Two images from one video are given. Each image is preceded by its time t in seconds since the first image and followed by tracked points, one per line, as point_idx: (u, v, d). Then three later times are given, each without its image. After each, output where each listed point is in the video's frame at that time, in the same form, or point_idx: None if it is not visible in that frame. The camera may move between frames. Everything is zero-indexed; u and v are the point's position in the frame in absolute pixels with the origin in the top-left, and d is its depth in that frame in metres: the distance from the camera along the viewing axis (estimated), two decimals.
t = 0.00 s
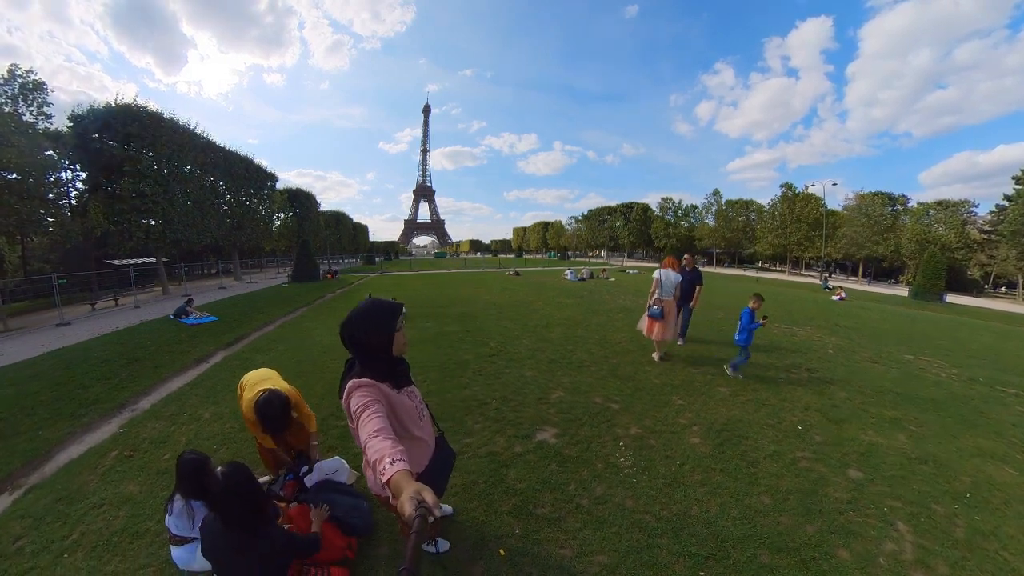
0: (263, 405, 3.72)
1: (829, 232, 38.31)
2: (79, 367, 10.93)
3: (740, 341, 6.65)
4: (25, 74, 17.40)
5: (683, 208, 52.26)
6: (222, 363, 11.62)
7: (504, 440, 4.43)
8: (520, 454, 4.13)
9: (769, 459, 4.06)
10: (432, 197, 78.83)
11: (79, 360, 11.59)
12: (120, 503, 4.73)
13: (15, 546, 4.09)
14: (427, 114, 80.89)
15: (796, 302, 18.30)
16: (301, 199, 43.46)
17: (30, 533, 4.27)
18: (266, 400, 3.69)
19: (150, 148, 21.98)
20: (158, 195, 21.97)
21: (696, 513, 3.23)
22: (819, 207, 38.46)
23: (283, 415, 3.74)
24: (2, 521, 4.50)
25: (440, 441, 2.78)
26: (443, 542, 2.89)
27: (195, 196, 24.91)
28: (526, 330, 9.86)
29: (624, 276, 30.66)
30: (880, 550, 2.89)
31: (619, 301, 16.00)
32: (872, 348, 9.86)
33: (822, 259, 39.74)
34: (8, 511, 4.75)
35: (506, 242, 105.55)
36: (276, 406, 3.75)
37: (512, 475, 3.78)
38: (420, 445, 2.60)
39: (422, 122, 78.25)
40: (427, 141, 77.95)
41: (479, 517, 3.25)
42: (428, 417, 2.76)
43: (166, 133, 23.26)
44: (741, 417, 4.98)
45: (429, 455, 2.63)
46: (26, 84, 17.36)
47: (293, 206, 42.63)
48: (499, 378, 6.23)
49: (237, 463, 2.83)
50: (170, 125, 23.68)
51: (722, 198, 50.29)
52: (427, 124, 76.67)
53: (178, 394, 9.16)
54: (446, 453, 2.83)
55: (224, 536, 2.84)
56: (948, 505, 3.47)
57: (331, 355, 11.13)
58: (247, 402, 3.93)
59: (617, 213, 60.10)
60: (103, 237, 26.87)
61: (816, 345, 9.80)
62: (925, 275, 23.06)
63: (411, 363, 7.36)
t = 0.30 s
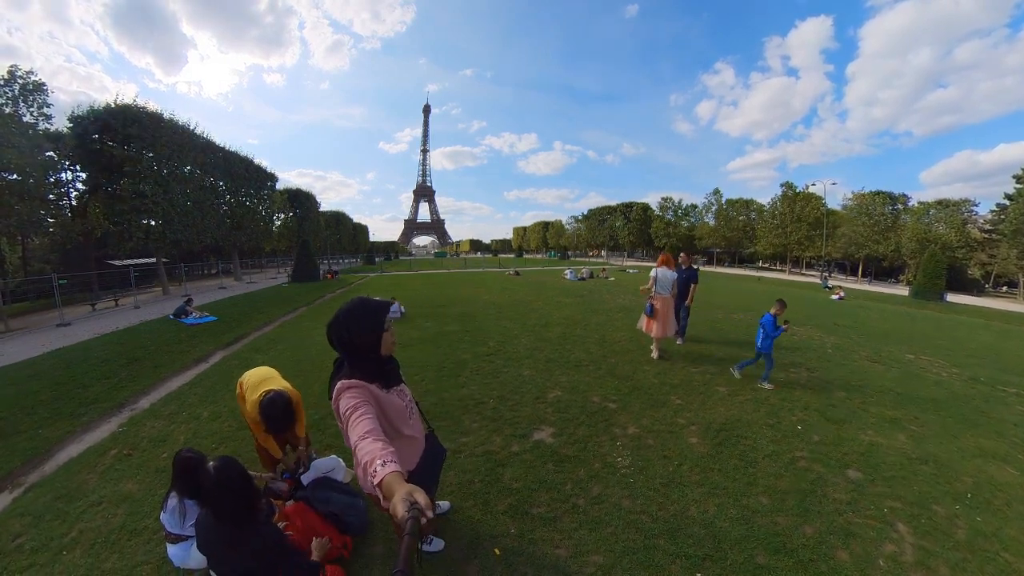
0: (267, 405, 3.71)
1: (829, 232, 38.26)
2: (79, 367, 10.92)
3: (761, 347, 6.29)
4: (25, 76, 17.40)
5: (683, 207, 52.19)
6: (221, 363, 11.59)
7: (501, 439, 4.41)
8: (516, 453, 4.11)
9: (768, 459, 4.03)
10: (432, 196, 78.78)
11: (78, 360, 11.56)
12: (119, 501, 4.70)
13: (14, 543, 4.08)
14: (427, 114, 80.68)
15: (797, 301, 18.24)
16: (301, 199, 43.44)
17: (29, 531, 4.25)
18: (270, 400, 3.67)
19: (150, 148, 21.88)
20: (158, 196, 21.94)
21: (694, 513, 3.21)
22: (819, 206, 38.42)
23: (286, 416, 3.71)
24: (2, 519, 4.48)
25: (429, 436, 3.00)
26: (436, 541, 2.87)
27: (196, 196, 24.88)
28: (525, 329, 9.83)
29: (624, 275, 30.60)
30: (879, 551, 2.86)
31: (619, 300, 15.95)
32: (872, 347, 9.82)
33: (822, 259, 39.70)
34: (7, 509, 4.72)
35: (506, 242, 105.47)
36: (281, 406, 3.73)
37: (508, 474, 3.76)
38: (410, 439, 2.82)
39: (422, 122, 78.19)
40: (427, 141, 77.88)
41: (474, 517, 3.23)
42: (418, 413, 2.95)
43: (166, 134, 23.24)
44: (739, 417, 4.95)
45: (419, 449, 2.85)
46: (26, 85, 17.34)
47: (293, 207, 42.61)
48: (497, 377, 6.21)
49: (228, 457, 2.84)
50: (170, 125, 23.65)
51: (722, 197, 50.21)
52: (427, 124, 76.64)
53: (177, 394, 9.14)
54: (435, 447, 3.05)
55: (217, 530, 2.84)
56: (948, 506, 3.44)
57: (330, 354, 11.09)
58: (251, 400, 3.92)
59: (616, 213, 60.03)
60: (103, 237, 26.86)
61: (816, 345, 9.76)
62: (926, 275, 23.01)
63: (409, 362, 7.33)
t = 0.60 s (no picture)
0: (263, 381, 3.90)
1: (829, 231, 38.22)
2: (78, 366, 10.88)
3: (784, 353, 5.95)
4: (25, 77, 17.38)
5: (683, 207, 52.14)
6: (221, 362, 11.57)
7: (497, 439, 4.37)
8: (513, 453, 4.07)
9: (767, 459, 3.98)
10: (432, 196, 78.72)
11: (76, 359, 11.51)
12: (116, 500, 4.66)
13: (12, 542, 4.05)
14: (427, 114, 80.55)
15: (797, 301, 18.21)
16: (300, 199, 43.38)
17: (27, 529, 4.22)
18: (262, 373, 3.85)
19: (150, 148, 21.85)
20: (158, 196, 21.89)
21: (691, 514, 3.16)
22: (819, 206, 38.39)
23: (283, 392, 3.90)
24: None
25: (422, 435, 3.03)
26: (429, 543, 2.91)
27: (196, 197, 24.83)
28: (523, 329, 9.78)
29: (624, 275, 30.52)
30: (880, 554, 2.81)
31: (618, 300, 15.91)
32: (872, 347, 9.79)
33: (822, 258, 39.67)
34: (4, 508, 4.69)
35: (506, 242, 105.41)
36: (276, 378, 3.92)
37: (504, 474, 3.73)
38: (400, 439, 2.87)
39: (422, 122, 78.19)
40: (427, 141, 77.84)
41: (468, 519, 3.19)
42: (408, 413, 3.00)
43: (166, 134, 23.21)
44: (738, 417, 4.90)
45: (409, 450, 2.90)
46: (27, 87, 17.33)
47: (293, 207, 42.56)
48: (495, 377, 6.17)
49: (222, 456, 2.80)
50: (170, 126, 23.60)
51: (722, 197, 50.16)
52: (427, 124, 76.57)
53: (175, 395, 9.10)
54: (424, 448, 3.11)
55: (211, 529, 2.79)
56: (950, 508, 3.39)
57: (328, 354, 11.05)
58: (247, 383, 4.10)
59: (617, 213, 59.85)
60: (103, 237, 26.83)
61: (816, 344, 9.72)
62: (926, 274, 22.96)
63: (407, 362, 7.29)
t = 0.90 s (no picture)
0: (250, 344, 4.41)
1: (829, 230, 38.11)
2: (75, 367, 10.80)
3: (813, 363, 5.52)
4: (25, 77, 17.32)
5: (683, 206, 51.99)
6: (219, 363, 11.50)
7: (490, 442, 4.28)
8: (506, 457, 3.99)
9: (766, 464, 3.89)
10: (432, 196, 78.59)
11: (74, 360, 11.44)
12: (109, 500, 4.58)
13: (3, 543, 3.98)
14: (427, 114, 80.43)
15: (798, 300, 18.11)
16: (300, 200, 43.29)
17: (18, 530, 4.15)
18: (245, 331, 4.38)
19: (149, 149, 21.77)
20: (157, 196, 21.79)
21: (687, 522, 3.07)
22: (820, 205, 38.29)
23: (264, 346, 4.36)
24: None
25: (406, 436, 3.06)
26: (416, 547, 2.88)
27: (196, 197, 24.71)
28: (521, 330, 9.68)
29: (625, 274, 30.40)
30: (883, 563, 2.72)
31: (618, 300, 15.81)
32: (874, 347, 9.68)
33: (823, 258, 39.56)
34: None
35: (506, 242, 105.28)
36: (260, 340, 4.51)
37: (497, 479, 3.66)
38: (385, 440, 2.91)
39: (422, 122, 78.06)
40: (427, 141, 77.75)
41: (458, 526, 3.11)
42: (392, 415, 3.03)
43: (166, 135, 23.15)
44: (738, 419, 4.81)
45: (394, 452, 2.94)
46: (26, 87, 17.27)
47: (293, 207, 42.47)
48: (491, 379, 6.07)
49: (206, 458, 2.72)
50: (169, 127, 23.51)
51: (722, 196, 50.02)
52: (427, 124, 76.19)
53: (172, 396, 9.02)
54: (409, 450, 3.15)
55: (195, 530, 2.70)
56: (956, 514, 3.29)
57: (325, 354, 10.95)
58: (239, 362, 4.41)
59: (617, 212, 59.66)
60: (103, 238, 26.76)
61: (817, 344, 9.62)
62: (928, 273, 22.84)
63: (402, 363, 7.18)
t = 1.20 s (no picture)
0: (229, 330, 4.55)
1: (830, 230, 37.97)
2: (71, 368, 10.72)
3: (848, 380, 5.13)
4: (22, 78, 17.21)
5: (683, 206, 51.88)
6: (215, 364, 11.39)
7: (483, 448, 4.17)
8: (499, 463, 3.87)
9: (765, 471, 3.77)
10: (432, 196, 78.45)
11: (70, 361, 11.35)
12: (99, 503, 4.47)
13: None
14: (427, 114, 80.19)
15: (798, 300, 17.97)
16: (300, 200, 43.21)
17: (9, 534, 4.06)
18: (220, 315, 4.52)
19: (147, 149, 21.66)
20: (156, 197, 21.66)
21: (684, 532, 2.96)
22: (820, 204, 38.20)
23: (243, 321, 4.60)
24: None
25: (391, 442, 2.97)
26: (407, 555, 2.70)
27: (195, 198, 24.61)
28: (519, 331, 9.56)
29: (624, 274, 30.29)
30: None
31: (617, 300, 15.70)
32: (877, 348, 9.56)
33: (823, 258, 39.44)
34: None
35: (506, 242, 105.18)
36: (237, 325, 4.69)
37: (488, 487, 3.56)
38: (370, 445, 2.82)
39: (422, 122, 77.93)
40: (427, 141, 77.60)
41: (448, 537, 3.01)
42: (377, 419, 2.94)
43: (164, 135, 23.05)
44: (738, 424, 4.69)
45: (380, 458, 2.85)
46: (24, 88, 17.17)
47: (293, 207, 42.38)
48: (486, 381, 5.95)
49: (189, 463, 2.61)
50: (167, 127, 23.40)
51: (722, 196, 49.92)
52: (427, 124, 76.12)
53: (168, 397, 8.92)
54: (396, 456, 3.06)
55: (173, 537, 2.57)
56: (964, 525, 3.18)
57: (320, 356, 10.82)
58: (218, 349, 4.51)
59: (617, 212, 59.47)
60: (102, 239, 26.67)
61: (819, 345, 9.49)
62: (929, 273, 22.68)
63: (396, 365, 7.06)
